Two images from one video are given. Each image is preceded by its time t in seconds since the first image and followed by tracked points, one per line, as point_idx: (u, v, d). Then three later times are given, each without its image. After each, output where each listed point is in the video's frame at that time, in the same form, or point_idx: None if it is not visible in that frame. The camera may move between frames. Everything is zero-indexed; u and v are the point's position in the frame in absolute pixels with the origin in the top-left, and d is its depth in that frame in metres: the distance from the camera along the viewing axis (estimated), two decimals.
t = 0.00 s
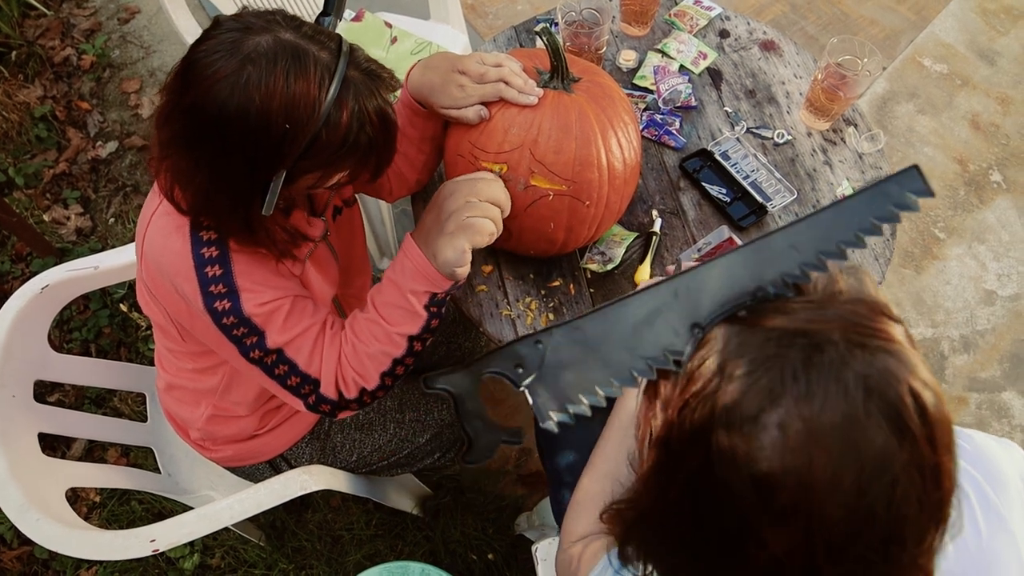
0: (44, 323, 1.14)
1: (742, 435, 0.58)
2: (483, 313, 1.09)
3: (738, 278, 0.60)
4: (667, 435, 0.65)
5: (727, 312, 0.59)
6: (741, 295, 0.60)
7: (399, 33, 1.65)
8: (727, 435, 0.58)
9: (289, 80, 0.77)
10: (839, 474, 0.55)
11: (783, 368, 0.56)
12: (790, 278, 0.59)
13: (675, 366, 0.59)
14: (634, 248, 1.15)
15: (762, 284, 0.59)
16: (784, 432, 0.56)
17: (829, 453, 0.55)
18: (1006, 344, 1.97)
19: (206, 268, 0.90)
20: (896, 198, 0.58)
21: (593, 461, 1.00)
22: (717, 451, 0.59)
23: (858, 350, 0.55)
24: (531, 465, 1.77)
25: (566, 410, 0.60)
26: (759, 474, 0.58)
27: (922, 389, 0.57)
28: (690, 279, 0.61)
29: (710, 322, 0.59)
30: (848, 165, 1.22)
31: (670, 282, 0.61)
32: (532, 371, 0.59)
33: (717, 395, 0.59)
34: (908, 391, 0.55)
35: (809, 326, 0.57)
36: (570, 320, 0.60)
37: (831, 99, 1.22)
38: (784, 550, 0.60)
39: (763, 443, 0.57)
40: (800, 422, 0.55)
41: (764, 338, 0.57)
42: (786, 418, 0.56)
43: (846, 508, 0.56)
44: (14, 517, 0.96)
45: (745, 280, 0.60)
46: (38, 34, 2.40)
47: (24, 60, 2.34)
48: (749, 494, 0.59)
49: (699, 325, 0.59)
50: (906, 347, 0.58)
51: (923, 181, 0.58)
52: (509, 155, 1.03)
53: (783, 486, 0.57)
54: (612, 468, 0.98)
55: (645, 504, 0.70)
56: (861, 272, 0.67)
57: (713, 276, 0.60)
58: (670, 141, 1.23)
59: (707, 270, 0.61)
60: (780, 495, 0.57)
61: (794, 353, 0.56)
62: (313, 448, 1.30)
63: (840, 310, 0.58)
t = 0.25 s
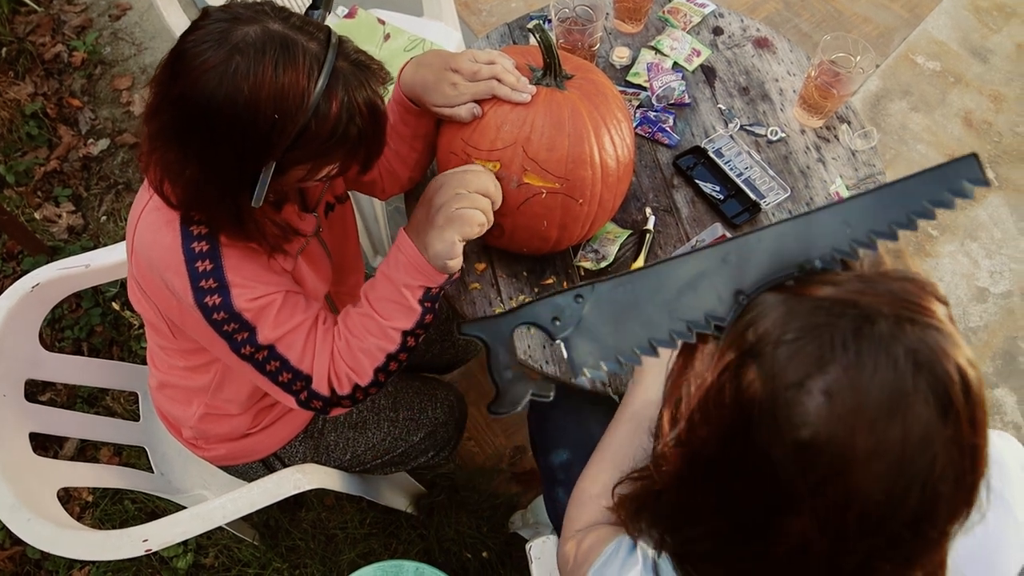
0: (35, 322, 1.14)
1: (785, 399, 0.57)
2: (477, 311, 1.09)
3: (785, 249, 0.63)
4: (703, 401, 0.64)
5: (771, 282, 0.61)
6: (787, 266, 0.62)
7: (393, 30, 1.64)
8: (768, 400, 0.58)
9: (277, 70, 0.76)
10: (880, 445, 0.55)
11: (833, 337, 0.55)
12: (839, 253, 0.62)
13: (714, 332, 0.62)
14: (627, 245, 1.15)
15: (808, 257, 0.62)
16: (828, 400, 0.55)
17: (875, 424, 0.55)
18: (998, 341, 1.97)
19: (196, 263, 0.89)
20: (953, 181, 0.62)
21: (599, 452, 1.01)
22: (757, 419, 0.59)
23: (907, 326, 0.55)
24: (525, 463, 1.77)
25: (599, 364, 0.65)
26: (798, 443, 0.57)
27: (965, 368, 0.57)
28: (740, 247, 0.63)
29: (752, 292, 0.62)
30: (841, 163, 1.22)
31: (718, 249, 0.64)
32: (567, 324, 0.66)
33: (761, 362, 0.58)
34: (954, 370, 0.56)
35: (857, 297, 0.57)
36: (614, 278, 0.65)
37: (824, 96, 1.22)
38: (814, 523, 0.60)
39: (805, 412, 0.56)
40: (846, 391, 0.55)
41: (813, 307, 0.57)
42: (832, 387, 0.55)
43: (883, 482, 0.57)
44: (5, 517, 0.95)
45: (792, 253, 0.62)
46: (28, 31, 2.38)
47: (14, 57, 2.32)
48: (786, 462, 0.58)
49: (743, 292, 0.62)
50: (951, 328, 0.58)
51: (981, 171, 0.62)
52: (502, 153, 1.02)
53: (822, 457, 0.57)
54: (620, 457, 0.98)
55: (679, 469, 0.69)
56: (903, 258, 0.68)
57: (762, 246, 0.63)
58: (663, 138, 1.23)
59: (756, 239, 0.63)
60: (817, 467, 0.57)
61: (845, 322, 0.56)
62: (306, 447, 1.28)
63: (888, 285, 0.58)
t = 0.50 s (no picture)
0: (37, 327, 1.14)
1: (846, 394, 0.58)
2: (478, 315, 1.09)
3: (850, 237, 0.61)
4: (756, 391, 0.66)
5: (831, 272, 0.60)
6: (849, 256, 0.61)
7: (393, 35, 1.64)
8: (828, 391, 0.59)
9: (276, 68, 0.77)
10: (940, 440, 0.57)
11: (900, 333, 0.57)
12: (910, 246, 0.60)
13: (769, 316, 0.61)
14: (628, 249, 1.15)
15: (873, 248, 0.60)
16: (892, 395, 0.57)
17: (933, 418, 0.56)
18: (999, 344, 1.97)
19: (198, 265, 0.89)
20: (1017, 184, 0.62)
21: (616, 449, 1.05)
22: (815, 409, 0.60)
23: (975, 328, 0.56)
24: (527, 467, 1.77)
25: (645, 344, 0.60)
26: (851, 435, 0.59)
27: None
28: (805, 231, 0.61)
29: (812, 281, 0.60)
30: (842, 166, 1.22)
31: (783, 232, 0.61)
32: (616, 297, 0.62)
33: (824, 355, 0.59)
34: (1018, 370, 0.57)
35: (923, 294, 0.58)
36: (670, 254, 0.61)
37: (824, 100, 1.22)
38: (863, 515, 0.62)
39: (865, 405, 0.58)
40: (910, 387, 0.56)
41: (881, 303, 0.58)
42: (895, 382, 0.56)
43: (943, 476, 0.58)
44: (7, 523, 0.95)
45: (859, 241, 0.61)
46: (31, 37, 2.39)
47: (16, 62, 2.32)
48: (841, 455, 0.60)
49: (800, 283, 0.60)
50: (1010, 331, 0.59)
51: None
52: (502, 157, 1.02)
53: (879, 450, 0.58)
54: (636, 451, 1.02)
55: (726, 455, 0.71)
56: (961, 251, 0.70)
57: (827, 232, 0.61)
58: (664, 142, 1.23)
59: (821, 225, 0.61)
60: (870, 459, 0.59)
61: (914, 318, 0.57)
62: (308, 451, 1.28)
63: (955, 284, 0.59)
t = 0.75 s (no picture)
0: (32, 328, 1.13)
1: (911, 390, 0.55)
2: (474, 315, 1.09)
3: (923, 227, 0.61)
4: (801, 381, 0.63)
5: (901, 261, 0.60)
6: (921, 246, 0.60)
7: (389, 34, 1.64)
8: (889, 387, 0.56)
9: (270, 63, 0.76)
10: (1003, 442, 0.55)
11: (977, 330, 0.54)
12: (977, 241, 0.60)
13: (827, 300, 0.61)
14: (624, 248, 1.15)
15: (943, 241, 0.60)
16: (960, 393, 0.54)
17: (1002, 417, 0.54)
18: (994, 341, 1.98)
19: (190, 262, 0.89)
20: None
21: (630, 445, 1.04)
22: (874, 404, 0.57)
23: None
24: (524, 466, 1.77)
25: (700, 317, 0.62)
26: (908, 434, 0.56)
27: None
28: (875, 220, 0.62)
29: (880, 268, 0.60)
30: (838, 164, 1.22)
31: (851, 218, 0.62)
32: (677, 266, 0.63)
33: (892, 348, 0.56)
34: None
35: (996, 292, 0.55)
36: (735, 230, 0.64)
37: (820, 98, 1.22)
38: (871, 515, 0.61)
39: (931, 400, 0.55)
40: (979, 386, 0.54)
41: (955, 297, 0.55)
42: (966, 379, 0.54)
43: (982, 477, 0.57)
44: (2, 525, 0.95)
45: (928, 233, 0.60)
46: (25, 37, 2.38)
47: (11, 62, 2.31)
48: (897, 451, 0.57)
49: (867, 269, 0.60)
50: None
51: None
52: (498, 156, 1.02)
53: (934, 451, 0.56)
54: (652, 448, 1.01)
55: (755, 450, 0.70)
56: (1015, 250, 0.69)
57: (900, 220, 0.61)
58: (660, 141, 1.23)
59: (894, 213, 0.61)
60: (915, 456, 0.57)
61: (993, 317, 0.54)
62: (305, 451, 1.28)
63: None
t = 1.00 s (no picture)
0: (31, 331, 1.13)
1: (957, 391, 0.55)
2: (474, 317, 1.09)
3: (982, 230, 0.60)
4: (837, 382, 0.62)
5: (954, 261, 0.60)
6: (977, 247, 0.60)
7: (389, 36, 1.65)
8: (936, 387, 0.55)
9: (256, 57, 0.77)
10: None
11: None
12: None
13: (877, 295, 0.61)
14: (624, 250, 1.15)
15: (1002, 243, 0.59)
16: (1007, 399, 0.54)
17: None
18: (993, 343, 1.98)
19: (182, 260, 0.89)
20: None
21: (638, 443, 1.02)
22: (918, 404, 0.56)
23: None
24: (524, 468, 1.77)
25: (747, 301, 0.66)
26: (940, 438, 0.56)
27: None
28: (938, 215, 0.61)
29: (933, 269, 0.60)
30: (837, 167, 1.22)
31: (914, 213, 0.62)
32: (728, 249, 0.67)
33: (940, 350, 0.55)
34: None
35: None
36: (793, 218, 0.66)
37: (820, 101, 1.23)
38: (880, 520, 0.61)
39: (974, 405, 0.55)
40: None
41: (1010, 304, 0.54)
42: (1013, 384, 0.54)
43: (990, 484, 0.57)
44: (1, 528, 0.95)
45: (987, 235, 0.60)
46: (25, 39, 2.38)
47: (11, 65, 2.31)
48: (933, 451, 0.57)
49: (920, 268, 0.60)
50: None
51: None
52: (498, 159, 1.02)
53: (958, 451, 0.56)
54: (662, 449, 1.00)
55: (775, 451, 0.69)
56: None
57: (962, 219, 0.61)
58: (659, 143, 1.23)
59: (953, 214, 0.61)
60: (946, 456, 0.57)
61: None
62: (304, 454, 1.27)
63: None
